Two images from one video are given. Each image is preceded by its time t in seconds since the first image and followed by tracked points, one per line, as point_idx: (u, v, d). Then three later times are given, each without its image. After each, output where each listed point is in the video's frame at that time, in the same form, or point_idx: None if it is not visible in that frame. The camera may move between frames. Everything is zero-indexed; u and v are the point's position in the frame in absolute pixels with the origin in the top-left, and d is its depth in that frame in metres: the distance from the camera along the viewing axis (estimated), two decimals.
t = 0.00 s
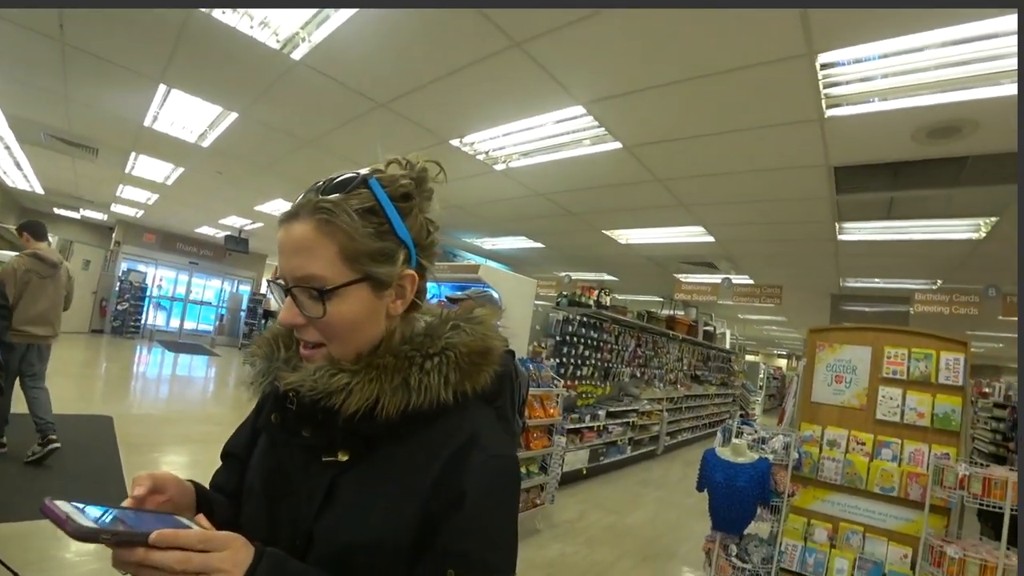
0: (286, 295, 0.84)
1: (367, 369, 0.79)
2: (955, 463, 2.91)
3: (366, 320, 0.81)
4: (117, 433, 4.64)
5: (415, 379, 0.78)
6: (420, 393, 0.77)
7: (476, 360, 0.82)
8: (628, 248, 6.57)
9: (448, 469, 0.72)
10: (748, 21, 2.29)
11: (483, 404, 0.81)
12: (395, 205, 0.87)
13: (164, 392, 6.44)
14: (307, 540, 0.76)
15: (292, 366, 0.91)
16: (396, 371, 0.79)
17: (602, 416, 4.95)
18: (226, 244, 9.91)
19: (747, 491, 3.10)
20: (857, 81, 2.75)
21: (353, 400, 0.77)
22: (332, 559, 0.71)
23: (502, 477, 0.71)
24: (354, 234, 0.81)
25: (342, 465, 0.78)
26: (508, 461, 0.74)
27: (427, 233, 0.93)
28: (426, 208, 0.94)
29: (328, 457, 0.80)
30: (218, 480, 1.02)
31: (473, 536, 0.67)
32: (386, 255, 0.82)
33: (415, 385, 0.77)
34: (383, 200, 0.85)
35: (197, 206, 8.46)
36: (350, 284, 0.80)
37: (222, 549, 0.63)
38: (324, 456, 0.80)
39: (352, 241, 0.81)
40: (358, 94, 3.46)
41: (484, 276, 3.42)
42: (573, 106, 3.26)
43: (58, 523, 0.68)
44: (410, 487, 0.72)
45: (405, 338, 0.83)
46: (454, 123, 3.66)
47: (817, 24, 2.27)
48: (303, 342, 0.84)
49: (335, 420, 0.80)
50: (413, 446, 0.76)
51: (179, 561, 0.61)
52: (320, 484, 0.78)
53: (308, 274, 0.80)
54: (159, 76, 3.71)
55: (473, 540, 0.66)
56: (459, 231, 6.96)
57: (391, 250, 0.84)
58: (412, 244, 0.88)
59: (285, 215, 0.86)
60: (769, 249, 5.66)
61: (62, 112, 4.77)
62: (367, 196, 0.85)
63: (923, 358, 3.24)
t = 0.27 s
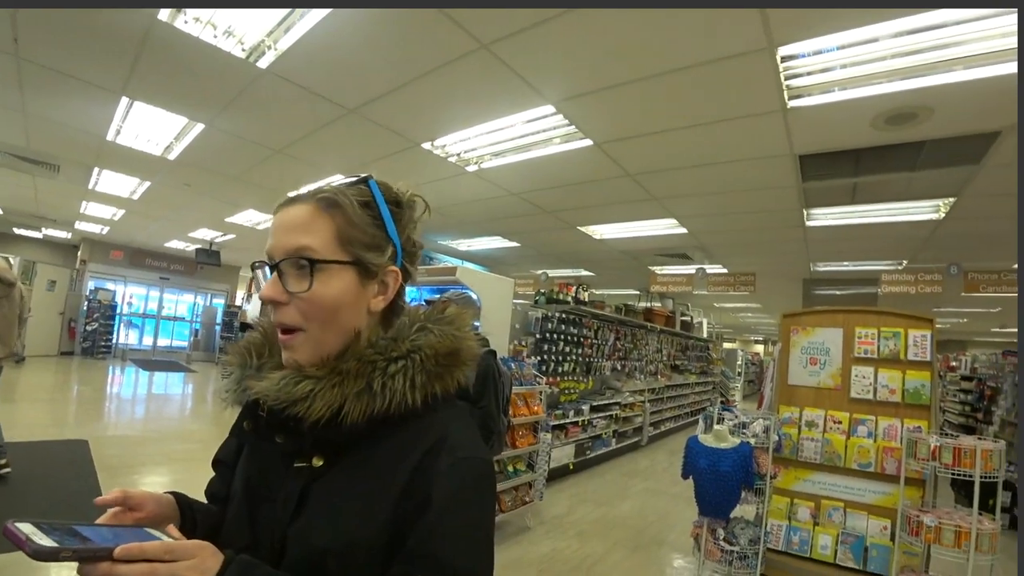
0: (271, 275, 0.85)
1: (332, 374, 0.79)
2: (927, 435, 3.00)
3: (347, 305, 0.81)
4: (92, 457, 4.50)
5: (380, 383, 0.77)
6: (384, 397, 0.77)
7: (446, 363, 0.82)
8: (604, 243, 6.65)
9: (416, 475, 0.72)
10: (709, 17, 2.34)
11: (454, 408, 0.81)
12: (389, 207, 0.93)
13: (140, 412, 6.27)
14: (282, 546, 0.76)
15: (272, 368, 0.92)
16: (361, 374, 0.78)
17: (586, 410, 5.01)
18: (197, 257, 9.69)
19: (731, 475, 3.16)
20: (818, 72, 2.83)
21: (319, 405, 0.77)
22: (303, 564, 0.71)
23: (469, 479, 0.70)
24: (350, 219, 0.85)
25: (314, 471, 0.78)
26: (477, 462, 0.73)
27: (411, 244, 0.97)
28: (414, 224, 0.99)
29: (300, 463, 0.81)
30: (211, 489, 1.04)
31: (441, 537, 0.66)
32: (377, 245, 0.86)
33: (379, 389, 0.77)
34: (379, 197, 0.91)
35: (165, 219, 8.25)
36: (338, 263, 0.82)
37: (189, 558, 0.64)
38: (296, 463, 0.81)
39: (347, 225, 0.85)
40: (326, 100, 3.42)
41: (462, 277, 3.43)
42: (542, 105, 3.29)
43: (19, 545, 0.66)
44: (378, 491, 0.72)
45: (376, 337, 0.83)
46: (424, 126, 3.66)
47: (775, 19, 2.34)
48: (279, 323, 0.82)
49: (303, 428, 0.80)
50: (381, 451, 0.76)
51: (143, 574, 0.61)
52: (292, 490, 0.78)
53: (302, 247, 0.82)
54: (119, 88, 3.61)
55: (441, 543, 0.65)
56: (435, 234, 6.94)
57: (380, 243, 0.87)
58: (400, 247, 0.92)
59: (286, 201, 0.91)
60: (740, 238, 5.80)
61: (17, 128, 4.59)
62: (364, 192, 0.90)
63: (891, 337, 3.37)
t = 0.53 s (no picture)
0: (280, 278, 0.87)
1: (337, 386, 0.78)
2: (915, 421, 3.04)
3: (351, 305, 0.82)
4: (80, 474, 4.42)
5: (386, 393, 0.76)
6: (390, 407, 0.76)
7: (453, 369, 0.82)
8: (591, 242, 6.69)
9: (427, 486, 0.72)
10: (690, 18, 2.38)
11: (463, 415, 0.81)
12: (396, 215, 0.95)
13: (127, 427, 6.17)
14: (295, 558, 0.76)
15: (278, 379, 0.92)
16: (367, 384, 0.77)
17: (579, 409, 5.03)
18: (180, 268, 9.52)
19: (725, 468, 3.20)
20: (796, 69, 2.88)
21: (325, 417, 0.76)
22: None
23: (479, 486, 0.70)
24: (358, 224, 0.87)
25: (324, 483, 0.78)
26: (486, 468, 0.73)
27: (417, 254, 0.98)
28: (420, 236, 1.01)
29: (310, 475, 0.80)
30: (222, 501, 1.05)
31: (453, 544, 0.66)
32: (384, 249, 0.88)
33: (385, 399, 0.76)
34: (386, 205, 0.93)
35: (148, 231, 8.13)
36: (346, 264, 0.83)
37: (217, 559, 0.66)
38: (305, 475, 0.80)
39: (355, 229, 0.87)
40: (310, 107, 3.41)
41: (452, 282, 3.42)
42: (527, 107, 3.30)
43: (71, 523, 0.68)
44: (390, 502, 0.73)
45: (381, 342, 0.83)
46: (409, 132, 3.66)
47: (755, 19, 2.38)
48: (286, 323, 0.83)
49: (311, 441, 0.80)
50: (391, 461, 0.76)
51: (180, 565, 0.64)
52: (304, 501, 0.78)
53: (310, 250, 0.84)
54: (98, 100, 3.55)
55: (453, 551, 0.65)
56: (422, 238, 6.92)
57: (387, 247, 0.89)
58: (407, 253, 0.93)
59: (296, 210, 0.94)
60: (725, 234, 5.87)
61: None
62: (372, 199, 0.93)
63: (876, 326, 3.43)
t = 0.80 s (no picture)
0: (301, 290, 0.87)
1: (366, 399, 0.79)
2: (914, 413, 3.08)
3: (374, 314, 0.82)
4: (78, 487, 4.39)
5: (416, 403, 0.77)
6: (420, 417, 0.77)
7: (478, 379, 0.83)
8: (586, 243, 6.71)
9: (454, 492, 0.71)
10: (682, 18, 2.39)
11: (489, 425, 0.81)
12: (412, 225, 0.95)
13: (125, 439, 6.13)
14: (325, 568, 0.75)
15: (302, 392, 0.92)
16: (397, 394, 0.78)
17: (578, 410, 5.04)
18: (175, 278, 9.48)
19: (726, 464, 3.21)
20: (787, 66, 2.90)
21: (357, 429, 0.77)
22: None
23: (508, 492, 0.70)
24: (376, 234, 0.88)
25: (352, 492, 0.78)
26: (513, 474, 0.73)
27: (433, 262, 0.99)
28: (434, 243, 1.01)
29: (339, 485, 0.80)
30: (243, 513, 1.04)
31: (485, 550, 0.65)
32: (403, 259, 0.88)
33: (414, 410, 0.77)
34: (402, 214, 0.94)
35: (142, 241, 8.09)
36: (366, 274, 0.83)
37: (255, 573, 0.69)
38: (334, 485, 0.80)
39: (373, 239, 0.87)
40: (304, 114, 3.40)
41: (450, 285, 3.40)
42: (520, 110, 3.31)
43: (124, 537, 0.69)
44: (418, 510, 0.72)
45: (408, 353, 0.84)
46: (402, 136, 3.66)
47: (745, 18, 2.40)
48: (310, 335, 0.83)
49: (340, 452, 0.80)
50: (418, 468, 0.76)
51: None
52: (332, 512, 0.78)
53: (330, 262, 0.84)
54: (90, 111, 3.54)
55: (485, 556, 0.65)
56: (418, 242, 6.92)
57: (406, 256, 0.89)
58: (425, 262, 0.94)
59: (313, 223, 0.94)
60: (719, 231, 5.90)
61: None
62: (387, 210, 0.94)
63: (872, 319, 3.46)
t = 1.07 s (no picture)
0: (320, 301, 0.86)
1: (394, 410, 0.79)
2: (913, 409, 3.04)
3: (398, 325, 0.82)
4: (79, 492, 4.38)
5: (445, 413, 0.77)
6: (450, 428, 0.77)
7: (502, 388, 0.84)
8: (585, 243, 6.71)
9: (483, 501, 0.72)
10: (679, 17, 2.39)
11: (515, 435, 0.82)
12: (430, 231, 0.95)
13: (125, 444, 6.12)
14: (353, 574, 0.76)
15: (324, 401, 0.92)
16: (425, 405, 0.79)
17: (579, 410, 5.04)
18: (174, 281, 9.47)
19: (727, 462, 3.21)
20: (785, 65, 2.90)
21: (385, 439, 0.77)
22: None
23: (537, 502, 0.71)
24: (395, 242, 0.88)
25: (379, 499, 0.78)
26: (541, 484, 0.74)
27: (451, 267, 0.99)
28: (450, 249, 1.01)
29: (365, 492, 0.81)
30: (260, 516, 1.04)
31: (516, 557, 0.66)
32: (423, 267, 0.88)
33: (444, 421, 0.77)
34: (420, 221, 0.94)
35: (140, 246, 8.09)
36: (387, 283, 0.83)
37: None
38: (360, 493, 0.81)
39: (393, 248, 0.87)
40: (301, 116, 3.40)
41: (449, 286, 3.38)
42: (518, 111, 3.31)
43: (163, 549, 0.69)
44: (446, 518, 0.73)
45: (434, 363, 0.84)
46: (400, 138, 3.66)
47: (742, 17, 2.40)
48: (332, 347, 0.82)
49: (367, 461, 0.81)
50: (446, 477, 0.76)
51: None
52: (358, 518, 0.78)
53: (351, 272, 0.84)
54: (88, 115, 3.53)
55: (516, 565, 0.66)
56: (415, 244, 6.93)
57: (426, 264, 0.89)
58: (444, 269, 0.94)
59: (329, 232, 0.93)
60: (718, 230, 5.90)
61: None
62: (405, 217, 0.94)
63: (871, 316, 3.46)
